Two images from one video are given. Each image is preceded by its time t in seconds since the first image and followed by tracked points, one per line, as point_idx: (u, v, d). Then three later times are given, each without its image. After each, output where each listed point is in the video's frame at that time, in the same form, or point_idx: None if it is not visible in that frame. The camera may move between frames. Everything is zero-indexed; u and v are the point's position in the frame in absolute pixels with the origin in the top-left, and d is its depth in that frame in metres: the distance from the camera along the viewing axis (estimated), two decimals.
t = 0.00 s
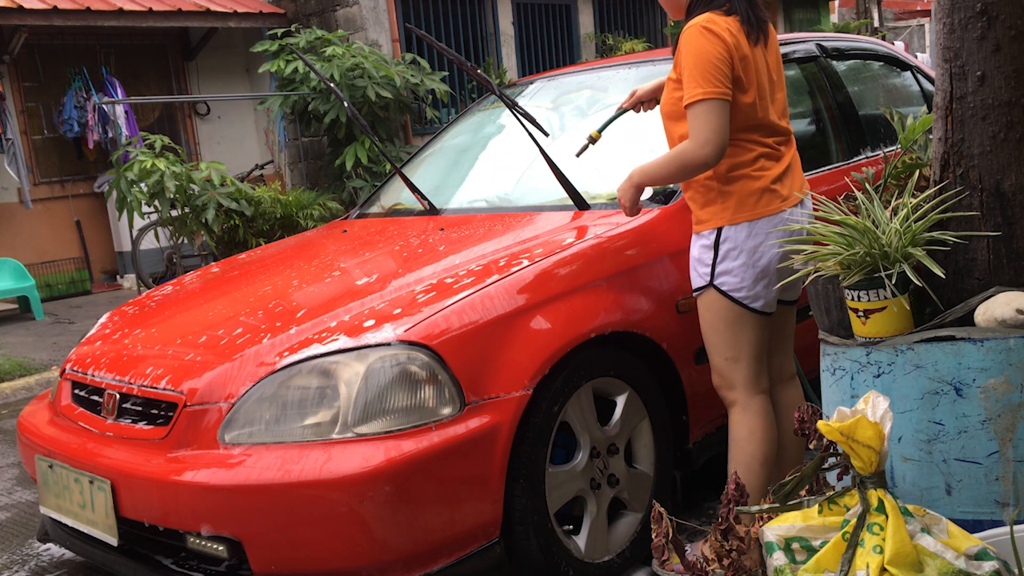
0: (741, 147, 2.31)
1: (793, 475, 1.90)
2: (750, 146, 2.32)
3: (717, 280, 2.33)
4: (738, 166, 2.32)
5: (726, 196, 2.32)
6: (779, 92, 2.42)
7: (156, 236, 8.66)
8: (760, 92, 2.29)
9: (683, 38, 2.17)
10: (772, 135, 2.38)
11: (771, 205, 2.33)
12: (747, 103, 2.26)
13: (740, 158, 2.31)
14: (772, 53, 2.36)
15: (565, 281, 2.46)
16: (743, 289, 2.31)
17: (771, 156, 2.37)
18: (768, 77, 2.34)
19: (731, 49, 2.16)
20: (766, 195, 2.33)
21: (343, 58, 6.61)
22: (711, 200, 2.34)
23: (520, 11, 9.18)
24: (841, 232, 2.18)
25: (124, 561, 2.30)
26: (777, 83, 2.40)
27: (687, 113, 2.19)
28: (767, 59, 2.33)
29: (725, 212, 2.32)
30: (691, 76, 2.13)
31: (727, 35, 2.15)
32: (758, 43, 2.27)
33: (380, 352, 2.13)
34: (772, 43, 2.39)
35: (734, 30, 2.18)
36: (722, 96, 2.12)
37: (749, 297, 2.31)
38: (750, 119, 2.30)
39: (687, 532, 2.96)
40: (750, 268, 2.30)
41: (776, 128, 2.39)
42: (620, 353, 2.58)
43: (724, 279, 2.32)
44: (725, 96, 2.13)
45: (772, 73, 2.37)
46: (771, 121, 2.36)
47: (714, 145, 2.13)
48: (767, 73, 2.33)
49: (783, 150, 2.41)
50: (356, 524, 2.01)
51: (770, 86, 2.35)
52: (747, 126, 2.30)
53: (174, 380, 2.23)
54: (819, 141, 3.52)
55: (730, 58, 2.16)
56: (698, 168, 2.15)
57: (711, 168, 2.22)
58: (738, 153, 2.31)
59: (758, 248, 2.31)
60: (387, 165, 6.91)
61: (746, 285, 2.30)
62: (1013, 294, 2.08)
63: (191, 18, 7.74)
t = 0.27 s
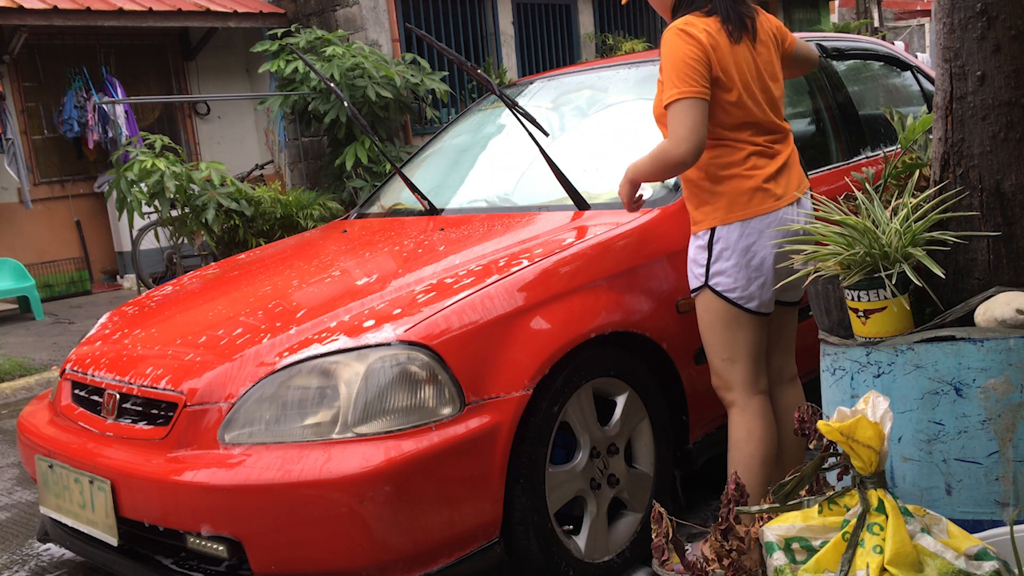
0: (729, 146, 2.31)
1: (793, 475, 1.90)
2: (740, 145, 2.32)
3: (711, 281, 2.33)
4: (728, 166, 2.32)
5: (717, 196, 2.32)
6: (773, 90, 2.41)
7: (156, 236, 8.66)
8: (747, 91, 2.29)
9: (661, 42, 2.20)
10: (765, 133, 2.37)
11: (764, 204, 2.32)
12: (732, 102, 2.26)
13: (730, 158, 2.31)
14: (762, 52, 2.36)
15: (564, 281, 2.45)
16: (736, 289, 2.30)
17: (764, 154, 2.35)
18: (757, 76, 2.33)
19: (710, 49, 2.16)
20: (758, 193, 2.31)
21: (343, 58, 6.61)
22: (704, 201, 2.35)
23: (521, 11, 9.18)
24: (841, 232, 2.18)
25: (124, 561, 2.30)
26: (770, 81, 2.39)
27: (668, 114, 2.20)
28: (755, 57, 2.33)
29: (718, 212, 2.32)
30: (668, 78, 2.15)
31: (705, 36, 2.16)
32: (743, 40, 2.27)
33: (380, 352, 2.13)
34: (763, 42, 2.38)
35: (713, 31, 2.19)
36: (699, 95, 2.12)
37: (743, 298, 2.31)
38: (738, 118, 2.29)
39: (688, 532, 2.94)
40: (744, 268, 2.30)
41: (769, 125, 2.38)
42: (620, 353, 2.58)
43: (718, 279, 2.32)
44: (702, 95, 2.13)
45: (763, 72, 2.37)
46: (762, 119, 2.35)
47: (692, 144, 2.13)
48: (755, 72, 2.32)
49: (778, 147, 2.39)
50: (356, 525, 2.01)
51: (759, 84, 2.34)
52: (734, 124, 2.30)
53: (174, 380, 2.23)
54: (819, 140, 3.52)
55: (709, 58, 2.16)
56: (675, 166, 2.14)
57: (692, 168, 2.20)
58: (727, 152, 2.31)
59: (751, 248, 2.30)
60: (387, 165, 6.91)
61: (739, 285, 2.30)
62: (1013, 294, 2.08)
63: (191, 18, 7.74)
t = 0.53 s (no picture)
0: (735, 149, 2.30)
1: (794, 475, 1.90)
2: (745, 148, 2.31)
3: (713, 280, 2.33)
4: (733, 167, 2.31)
5: (722, 197, 2.32)
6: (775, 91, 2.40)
7: (155, 236, 8.66)
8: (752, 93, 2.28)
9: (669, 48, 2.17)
10: (767, 137, 2.37)
11: (768, 206, 2.32)
12: (740, 108, 2.25)
13: (735, 160, 2.30)
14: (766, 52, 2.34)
15: (564, 281, 2.45)
16: (738, 288, 2.31)
17: (766, 156, 2.35)
18: (762, 77, 2.32)
19: (719, 55, 2.14)
20: (762, 195, 2.32)
21: (343, 58, 6.61)
22: (707, 201, 2.34)
23: (520, 11, 9.18)
24: (841, 232, 2.18)
25: (124, 561, 2.30)
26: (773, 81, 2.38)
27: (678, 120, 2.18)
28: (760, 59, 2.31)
29: (721, 213, 2.32)
30: (680, 86, 2.12)
31: (714, 42, 2.14)
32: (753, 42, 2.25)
33: (380, 353, 2.13)
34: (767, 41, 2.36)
35: (722, 36, 2.16)
36: (712, 103, 2.11)
37: (745, 297, 2.32)
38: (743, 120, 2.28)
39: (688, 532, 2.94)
40: (746, 267, 2.30)
41: (771, 129, 2.38)
42: (620, 353, 2.58)
43: (721, 278, 2.32)
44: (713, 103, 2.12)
45: (767, 72, 2.35)
46: (765, 120, 2.34)
47: (706, 153, 2.12)
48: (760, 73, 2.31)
49: (780, 150, 2.39)
50: (356, 525, 2.01)
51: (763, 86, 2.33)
52: (740, 129, 2.29)
53: (174, 380, 2.23)
54: (819, 140, 3.52)
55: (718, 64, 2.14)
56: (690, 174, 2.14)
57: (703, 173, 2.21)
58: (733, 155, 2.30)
59: (755, 249, 2.31)
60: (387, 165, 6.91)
61: (742, 285, 2.31)
62: (1013, 294, 2.07)
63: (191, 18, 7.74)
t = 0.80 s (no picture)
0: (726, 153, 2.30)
1: (794, 475, 1.90)
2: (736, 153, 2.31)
3: (700, 281, 2.33)
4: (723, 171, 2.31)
5: (710, 199, 2.31)
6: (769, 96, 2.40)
7: (155, 236, 8.66)
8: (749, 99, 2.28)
9: (676, 48, 2.16)
10: (759, 142, 2.37)
11: (754, 210, 2.33)
12: (736, 114, 2.26)
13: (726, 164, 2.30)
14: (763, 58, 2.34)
15: (564, 281, 2.45)
16: (725, 290, 2.31)
17: (756, 161, 2.36)
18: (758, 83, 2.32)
19: (725, 59, 2.14)
20: (748, 200, 2.32)
21: (343, 58, 6.61)
22: (694, 202, 2.34)
23: (520, 11, 9.18)
24: (841, 232, 2.18)
25: (124, 561, 2.30)
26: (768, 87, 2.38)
27: (683, 123, 2.18)
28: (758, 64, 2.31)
29: (707, 215, 2.32)
30: (688, 88, 2.12)
31: (721, 45, 2.14)
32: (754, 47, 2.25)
33: (380, 352, 2.13)
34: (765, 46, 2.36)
35: (728, 40, 2.16)
36: (719, 107, 2.11)
37: (732, 298, 2.32)
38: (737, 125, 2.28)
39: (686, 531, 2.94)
40: (733, 269, 2.30)
41: (762, 134, 2.38)
42: (620, 353, 2.58)
43: (708, 280, 2.32)
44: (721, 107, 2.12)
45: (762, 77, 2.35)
46: (758, 125, 2.34)
47: (714, 157, 2.13)
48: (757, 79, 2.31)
49: (769, 155, 2.40)
50: (356, 525, 2.01)
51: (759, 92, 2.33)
52: (733, 133, 2.29)
53: (174, 380, 2.23)
54: (819, 140, 3.52)
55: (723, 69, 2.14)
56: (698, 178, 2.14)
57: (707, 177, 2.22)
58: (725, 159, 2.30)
59: (741, 250, 2.31)
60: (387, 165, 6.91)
61: (728, 287, 2.31)
62: (1013, 294, 2.07)
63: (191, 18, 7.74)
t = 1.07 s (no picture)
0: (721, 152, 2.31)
1: (794, 475, 1.90)
2: (731, 152, 2.32)
3: (699, 280, 2.34)
4: (720, 170, 2.31)
5: (707, 199, 2.31)
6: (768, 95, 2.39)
7: (155, 236, 8.66)
8: (744, 98, 2.28)
9: (664, 45, 2.17)
10: (756, 142, 2.37)
11: (751, 209, 2.32)
12: (730, 113, 2.26)
13: (721, 163, 2.31)
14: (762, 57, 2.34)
15: (564, 281, 2.45)
16: (722, 289, 2.31)
17: (754, 160, 2.36)
18: (755, 83, 2.31)
19: (714, 56, 2.15)
20: (745, 199, 2.32)
21: (343, 58, 6.61)
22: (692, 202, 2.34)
23: (520, 11, 9.18)
24: (841, 232, 2.18)
25: (124, 561, 2.30)
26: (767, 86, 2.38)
27: (671, 119, 2.18)
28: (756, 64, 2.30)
29: (704, 215, 2.32)
30: (672, 84, 2.12)
31: (710, 43, 2.14)
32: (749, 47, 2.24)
33: (380, 352, 2.13)
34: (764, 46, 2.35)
35: (718, 39, 2.16)
36: (705, 103, 2.11)
37: (730, 297, 2.32)
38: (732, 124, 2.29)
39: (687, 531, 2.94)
40: (730, 268, 2.31)
41: (761, 134, 2.37)
42: (620, 353, 2.58)
43: (706, 279, 2.32)
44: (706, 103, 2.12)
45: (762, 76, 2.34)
46: (756, 125, 2.34)
47: (697, 152, 2.13)
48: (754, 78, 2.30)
49: (767, 154, 2.39)
50: (356, 524, 2.01)
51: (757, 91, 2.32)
52: (728, 132, 2.29)
53: (174, 380, 2.23)
54: (819, 140, 3.52)
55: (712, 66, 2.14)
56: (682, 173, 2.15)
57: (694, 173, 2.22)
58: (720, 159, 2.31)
59: (737, 250, 2.31)
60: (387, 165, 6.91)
61: (725, 285, 2.31)
62: (1013, 294, 2.07)
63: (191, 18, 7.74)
